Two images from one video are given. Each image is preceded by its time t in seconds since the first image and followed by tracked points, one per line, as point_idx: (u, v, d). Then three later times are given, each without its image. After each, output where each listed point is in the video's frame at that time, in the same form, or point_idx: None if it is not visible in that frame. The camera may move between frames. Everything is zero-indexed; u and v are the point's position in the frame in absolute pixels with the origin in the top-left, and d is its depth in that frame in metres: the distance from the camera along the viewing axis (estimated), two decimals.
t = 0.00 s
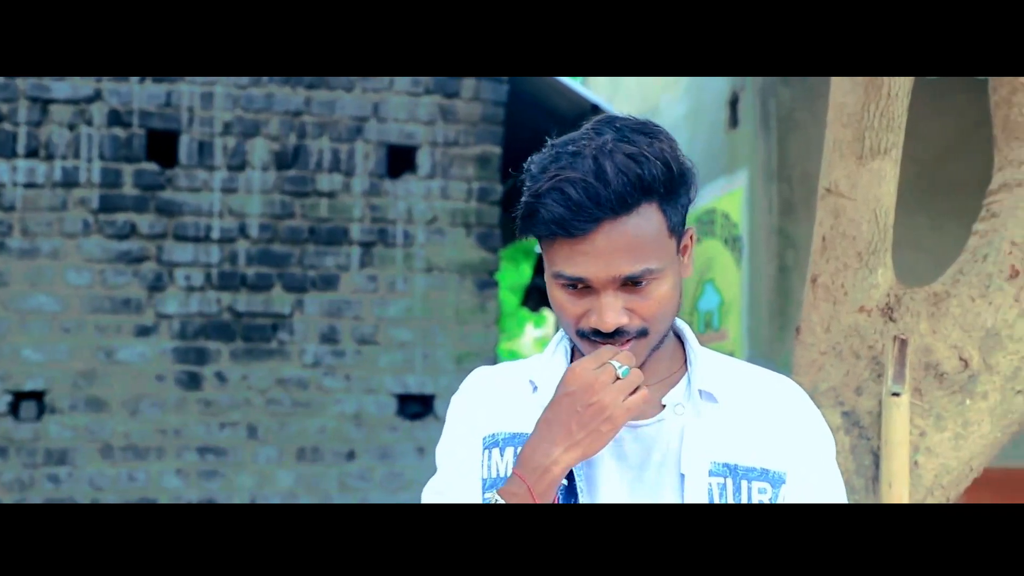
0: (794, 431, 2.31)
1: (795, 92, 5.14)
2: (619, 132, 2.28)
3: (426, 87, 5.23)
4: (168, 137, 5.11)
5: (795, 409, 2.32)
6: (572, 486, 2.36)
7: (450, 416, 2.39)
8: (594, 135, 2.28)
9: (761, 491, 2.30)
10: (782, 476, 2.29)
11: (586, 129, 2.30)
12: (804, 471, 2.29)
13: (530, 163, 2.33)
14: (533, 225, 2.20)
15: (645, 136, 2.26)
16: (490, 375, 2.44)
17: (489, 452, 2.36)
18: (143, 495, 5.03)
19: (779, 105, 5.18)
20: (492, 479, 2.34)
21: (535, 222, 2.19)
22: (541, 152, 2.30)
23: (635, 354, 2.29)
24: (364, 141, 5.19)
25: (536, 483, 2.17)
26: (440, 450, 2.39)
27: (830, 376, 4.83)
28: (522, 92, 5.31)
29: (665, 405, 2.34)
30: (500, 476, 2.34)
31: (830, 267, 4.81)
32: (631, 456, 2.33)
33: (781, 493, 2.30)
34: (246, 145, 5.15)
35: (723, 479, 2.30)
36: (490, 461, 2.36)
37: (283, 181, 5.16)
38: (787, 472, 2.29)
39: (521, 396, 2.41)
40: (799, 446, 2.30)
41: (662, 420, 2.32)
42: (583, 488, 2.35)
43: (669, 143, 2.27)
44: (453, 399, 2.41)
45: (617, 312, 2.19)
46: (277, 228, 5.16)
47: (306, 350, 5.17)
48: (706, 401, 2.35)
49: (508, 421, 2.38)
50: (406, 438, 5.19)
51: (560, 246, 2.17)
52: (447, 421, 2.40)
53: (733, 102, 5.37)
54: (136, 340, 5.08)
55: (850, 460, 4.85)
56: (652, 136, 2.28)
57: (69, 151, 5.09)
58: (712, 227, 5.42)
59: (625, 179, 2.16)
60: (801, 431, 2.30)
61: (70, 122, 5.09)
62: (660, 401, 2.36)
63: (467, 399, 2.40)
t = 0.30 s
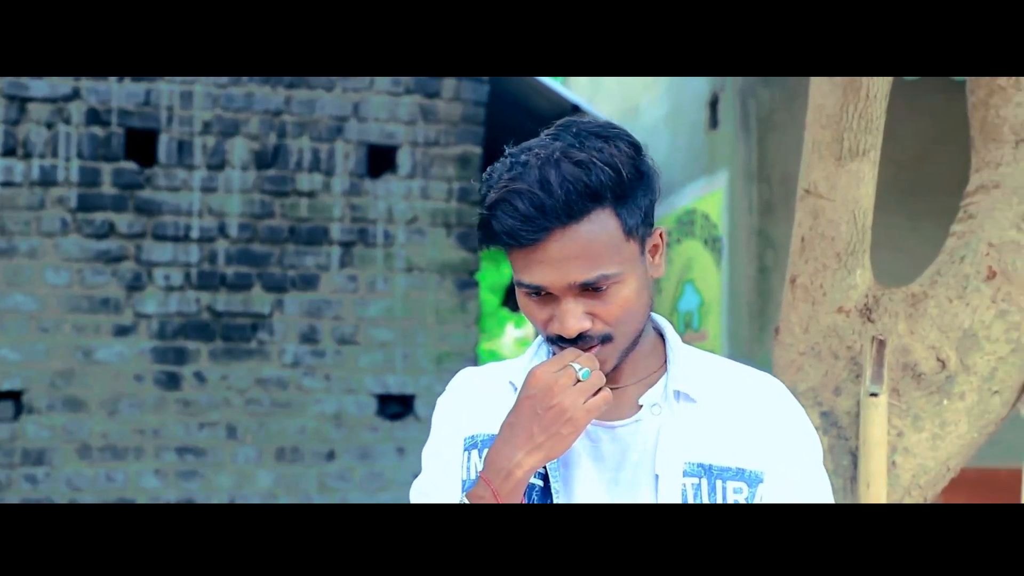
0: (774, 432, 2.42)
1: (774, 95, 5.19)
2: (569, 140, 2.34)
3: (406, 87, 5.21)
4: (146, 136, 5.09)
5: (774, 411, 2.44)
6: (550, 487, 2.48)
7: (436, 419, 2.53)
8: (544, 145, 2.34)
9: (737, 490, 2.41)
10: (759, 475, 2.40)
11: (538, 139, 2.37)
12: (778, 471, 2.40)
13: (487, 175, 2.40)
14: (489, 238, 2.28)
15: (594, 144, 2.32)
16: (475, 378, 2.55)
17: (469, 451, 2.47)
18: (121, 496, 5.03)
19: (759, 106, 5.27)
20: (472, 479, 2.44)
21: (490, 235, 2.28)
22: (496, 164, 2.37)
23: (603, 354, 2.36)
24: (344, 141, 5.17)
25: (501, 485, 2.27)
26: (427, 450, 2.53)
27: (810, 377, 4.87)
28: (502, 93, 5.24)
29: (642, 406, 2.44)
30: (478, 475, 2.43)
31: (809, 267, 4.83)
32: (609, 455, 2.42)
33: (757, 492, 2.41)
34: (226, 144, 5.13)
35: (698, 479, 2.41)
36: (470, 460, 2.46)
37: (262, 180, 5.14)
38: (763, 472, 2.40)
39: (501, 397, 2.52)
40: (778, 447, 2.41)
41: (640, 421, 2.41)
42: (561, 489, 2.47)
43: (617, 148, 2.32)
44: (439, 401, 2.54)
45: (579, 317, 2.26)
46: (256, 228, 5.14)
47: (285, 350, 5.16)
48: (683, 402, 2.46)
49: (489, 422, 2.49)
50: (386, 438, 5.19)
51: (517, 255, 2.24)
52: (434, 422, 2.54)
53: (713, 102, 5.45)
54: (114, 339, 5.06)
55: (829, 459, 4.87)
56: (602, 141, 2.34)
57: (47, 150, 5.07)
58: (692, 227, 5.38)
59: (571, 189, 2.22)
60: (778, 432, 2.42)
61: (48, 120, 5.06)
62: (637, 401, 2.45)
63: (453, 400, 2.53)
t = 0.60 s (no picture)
0: (750, 431, 2.42)
1: (756, 94, 5.14)
2: (542, 141, 2.34)
3: (389, 86, 5.21)
4: (127, 134, 5.08)
5: (751, 410, 2.44)
6: (527, 488, 2.45)
7: (410, 420, 2.51)
8: (517, 147, 2.34)
9: (713, 490, 2.40)
10: (735, 474, 2.39)
11: (511, 140, 2.37)
12: (754, 471, 2.39)
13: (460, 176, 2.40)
14: (463, 240, 2.28)
15: (567, 145, 2.32)
16: (449, 380, 2.55)
17: (445, 454, 2.45)
18: (101, 496, 5.02)
19: (740, 107, 5.20)
20: (448, 481, 2.42)
21: (464, 236, 2.28)
22: (468, 165, 2.37)
23: (580, 355, 2.37)
24: (326, 141, 5.15)
25: (480, 488, 2.25)
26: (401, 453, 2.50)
27: (790, 377, 4.87)
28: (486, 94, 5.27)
29: (619, 406, 2.43)
30: (454, 477, 2.42)
31: (790, 267, 4.83)
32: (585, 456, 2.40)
33: (733, 491, 2.40)
34: (207, 143, 5.11)
35: (674, 479, 2.41)
36: (446, 462, 2.44)
37: (244, 180, 5.14)
38: (738, 471, 2.39)
39: (477, 398, 2.50)
40: (754, 446, 2.41)
41: (616, 420, 2.40)
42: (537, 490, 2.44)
43: (590, 148, 2.33)
44: (415, 402, 2.52)
45: (554, 319, 2.26)
46: (238, 227, 5.13)
47: (267, 349, 5.15)
48: (659, 402, 2.46)
49: (464, 422, 2.47)
50: (368, 438, 5.18)
51: (492, 257, 2.24)
52: (409, 424, 2.52)
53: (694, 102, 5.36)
54: (95, 339, 5.05)
55: (809, 459, 4.88)
56: (575, 142, 2.34)
57: (27, 148, 5.06)
58: (674, 228, 5.32)
59: (545, 189, 2.22)
60: (755, 432, 2.42)
61: (28, 119, 5.04)
62: (613, 401, 2.45)
63: (428, 401, 2.50)
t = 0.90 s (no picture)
0: (734, 431, 2.42)
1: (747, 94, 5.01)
2: (548, 137, 2.33)
3: (378, 86, 5.19)
4: (116, 134, 5.07)
5: (737, 409, 2.45)
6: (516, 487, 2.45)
7: (387, 417, 2.48)
8: (526, 142, 2.32)
9: (701, 489, 2.41)
10: (721, 473, 2.40)
11: (519, 134, 2.35)
12: (740, 470, 2.39)
13: (463, 171, 2.37)
14: (471, 234, 2.25)
15: (576, 142, 2.31)
16: (427, 376, 2.54)
17: (431, 455, 2.43)
18: (91, 496, 5.01)
19: (731, 106, 5.05)
20: (437, 482, 2.42)
21: (472, 231, 2.25)
22: (475, 159, 2.34)
23: (575, 358, 2.35)
24: (316, 140, 5.14)
25: (485, 498, 2.24)
26: (378, 450, 2.46)
27: (779, 376, 4.88)
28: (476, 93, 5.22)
29: (607, 405, 2.45)
30: (443, 479, 2.42)
31: (780, 267, 4.87)
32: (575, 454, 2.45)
33: (720, 491, 2.40)
34: (197, 143, 5.10)
35: (663, 478, 2.42)
36: (433, 464, 2.43)
37: (233, 179, 5.13)
38: (725, 470, 2.40)
39: (460, 396, 2.49)
40: (740, 446, 2.41)
41: (604, 420, 2.44)
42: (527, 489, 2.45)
43: (599, 146, 2.32)
44: (393, 399, 2.48)
45: (556, 317, 2.23)
46: (227, 227, 5.13)
47: (257, 349, 5.15)
48: (647, 401, 2.46)
49: (445, 420, 2.46)
50: (358, 437, 5.17)
51: (499, 252, 2.21)
52: (386, 420, 2.48)
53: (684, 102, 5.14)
54: (84, 339, 5.05)
55: (799, 459, 4.86)
56: (584, 139, 2.34)
57: (16, 147, 5.05)
58: (663, 228, 5.12)
59: (560, 186, 2.21)
60: (740, 431, 2.42)
61: (17, 118, 5.05)
62: (602, 400, 2.46)
63: (408, 399, 2.48)
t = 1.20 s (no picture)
0: (731, 430, 2.45)
1: (744, 94, 5.00)
2: (562, 133, 2.33)
3: (375, 86, 5.19)
4: (112, 134, 5.07)
5: (731, 410, 2.47)
6: (513, 488, 2.41)
7: (377, 412, 2.44)
8: (542, 136, 2.32)
9: (699, 490, 2.42)
10: (717, 474, 2.42)
11: (534, 128, 2.34)
12: (735, 470, 2.43)
13: (475, 163, 2.35)
14: (485, 226, 2.23)
15: (591, 139, 2.31)
16: (418, 375, 2.49)
17: (424, 459, 2.39)
18: (87, 496, 5.03)
19: (727, 106, 5.04)
20: (431, 487, 2.38)
21: (487, 223, 2.23)
22: (489, 151, 2.32)
23: (578, 354, 2.37)
24: (312, 140, 5.15)
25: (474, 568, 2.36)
26: (365, 444, 2.41)
27: (776, 376, 4.88)
28: (473, 93, 5.23)
29: (606, 405, 2.44)
30: (438, 484, 2.37)
31: (776, 267, 4.84)
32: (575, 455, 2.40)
33: (716, 492, 2.43)
34: (193, 143, 5.11)
35: (663, 479, 2.41)
36: (426, 468, 2.39)
37: (229, 179, 5.14)
38: (721, 471, 2.42)
39: (455, 395, 2.46)
40: (735, 446, 2.44)
41: (603, 420, 2.42)
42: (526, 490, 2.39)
43: (614, 143, 2.34)
44: (382, 396, 2.44)
45: (566, 314, 2.25)
46: (223, 227, 5.12)
47: (253, 349, 5.13)
48: (645, 401, 2.46)
49: (439, 418, 2.43)
50: (354, 438, 5.17)
51: (512, 247, 2.21)
52: (373, 418, 2.43)
53: (680, 102, 5.16)
54: (80, 339, 5.05)
55: (794, 459, 4.86)
56: (599, 136, 2.35)
57: (12, 147, 5.05)
58: (660, 228, 5.32)
59: (580, 182, 2.21)
60: (735, 431, 2.45)
61: (13, 118, 5.04)
62: (600, 400, 2.45)
63: (398, 396, 2.44)
